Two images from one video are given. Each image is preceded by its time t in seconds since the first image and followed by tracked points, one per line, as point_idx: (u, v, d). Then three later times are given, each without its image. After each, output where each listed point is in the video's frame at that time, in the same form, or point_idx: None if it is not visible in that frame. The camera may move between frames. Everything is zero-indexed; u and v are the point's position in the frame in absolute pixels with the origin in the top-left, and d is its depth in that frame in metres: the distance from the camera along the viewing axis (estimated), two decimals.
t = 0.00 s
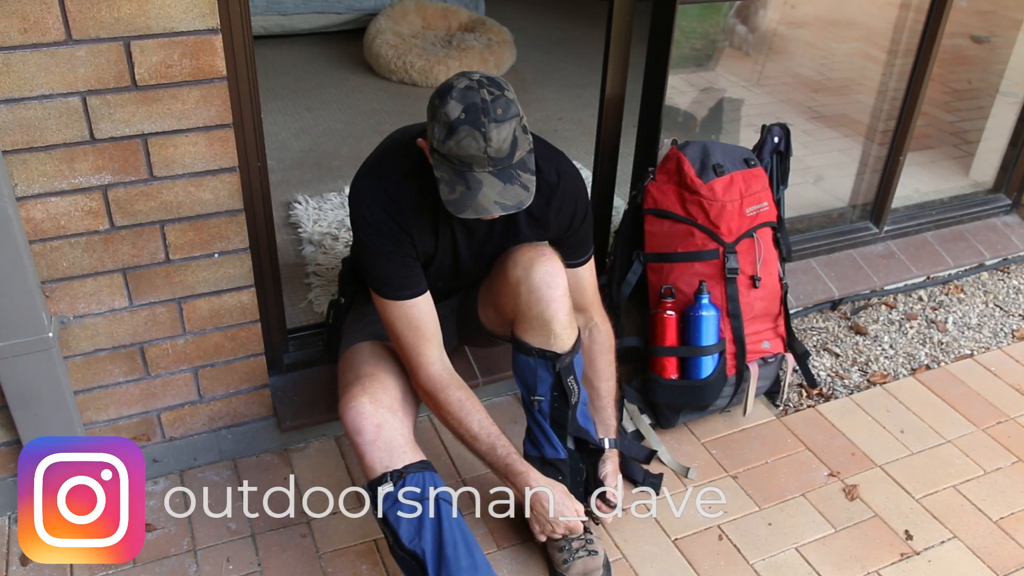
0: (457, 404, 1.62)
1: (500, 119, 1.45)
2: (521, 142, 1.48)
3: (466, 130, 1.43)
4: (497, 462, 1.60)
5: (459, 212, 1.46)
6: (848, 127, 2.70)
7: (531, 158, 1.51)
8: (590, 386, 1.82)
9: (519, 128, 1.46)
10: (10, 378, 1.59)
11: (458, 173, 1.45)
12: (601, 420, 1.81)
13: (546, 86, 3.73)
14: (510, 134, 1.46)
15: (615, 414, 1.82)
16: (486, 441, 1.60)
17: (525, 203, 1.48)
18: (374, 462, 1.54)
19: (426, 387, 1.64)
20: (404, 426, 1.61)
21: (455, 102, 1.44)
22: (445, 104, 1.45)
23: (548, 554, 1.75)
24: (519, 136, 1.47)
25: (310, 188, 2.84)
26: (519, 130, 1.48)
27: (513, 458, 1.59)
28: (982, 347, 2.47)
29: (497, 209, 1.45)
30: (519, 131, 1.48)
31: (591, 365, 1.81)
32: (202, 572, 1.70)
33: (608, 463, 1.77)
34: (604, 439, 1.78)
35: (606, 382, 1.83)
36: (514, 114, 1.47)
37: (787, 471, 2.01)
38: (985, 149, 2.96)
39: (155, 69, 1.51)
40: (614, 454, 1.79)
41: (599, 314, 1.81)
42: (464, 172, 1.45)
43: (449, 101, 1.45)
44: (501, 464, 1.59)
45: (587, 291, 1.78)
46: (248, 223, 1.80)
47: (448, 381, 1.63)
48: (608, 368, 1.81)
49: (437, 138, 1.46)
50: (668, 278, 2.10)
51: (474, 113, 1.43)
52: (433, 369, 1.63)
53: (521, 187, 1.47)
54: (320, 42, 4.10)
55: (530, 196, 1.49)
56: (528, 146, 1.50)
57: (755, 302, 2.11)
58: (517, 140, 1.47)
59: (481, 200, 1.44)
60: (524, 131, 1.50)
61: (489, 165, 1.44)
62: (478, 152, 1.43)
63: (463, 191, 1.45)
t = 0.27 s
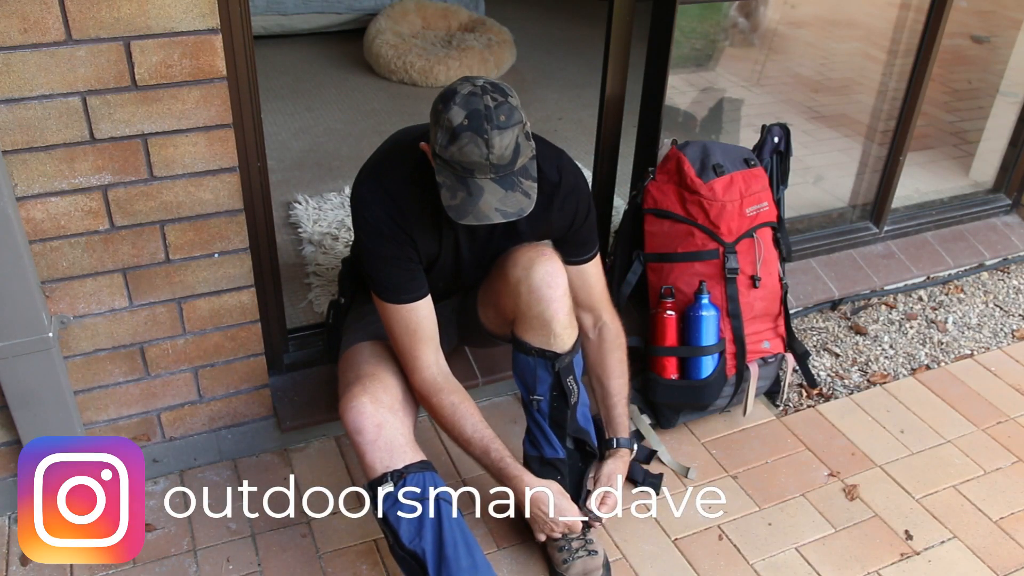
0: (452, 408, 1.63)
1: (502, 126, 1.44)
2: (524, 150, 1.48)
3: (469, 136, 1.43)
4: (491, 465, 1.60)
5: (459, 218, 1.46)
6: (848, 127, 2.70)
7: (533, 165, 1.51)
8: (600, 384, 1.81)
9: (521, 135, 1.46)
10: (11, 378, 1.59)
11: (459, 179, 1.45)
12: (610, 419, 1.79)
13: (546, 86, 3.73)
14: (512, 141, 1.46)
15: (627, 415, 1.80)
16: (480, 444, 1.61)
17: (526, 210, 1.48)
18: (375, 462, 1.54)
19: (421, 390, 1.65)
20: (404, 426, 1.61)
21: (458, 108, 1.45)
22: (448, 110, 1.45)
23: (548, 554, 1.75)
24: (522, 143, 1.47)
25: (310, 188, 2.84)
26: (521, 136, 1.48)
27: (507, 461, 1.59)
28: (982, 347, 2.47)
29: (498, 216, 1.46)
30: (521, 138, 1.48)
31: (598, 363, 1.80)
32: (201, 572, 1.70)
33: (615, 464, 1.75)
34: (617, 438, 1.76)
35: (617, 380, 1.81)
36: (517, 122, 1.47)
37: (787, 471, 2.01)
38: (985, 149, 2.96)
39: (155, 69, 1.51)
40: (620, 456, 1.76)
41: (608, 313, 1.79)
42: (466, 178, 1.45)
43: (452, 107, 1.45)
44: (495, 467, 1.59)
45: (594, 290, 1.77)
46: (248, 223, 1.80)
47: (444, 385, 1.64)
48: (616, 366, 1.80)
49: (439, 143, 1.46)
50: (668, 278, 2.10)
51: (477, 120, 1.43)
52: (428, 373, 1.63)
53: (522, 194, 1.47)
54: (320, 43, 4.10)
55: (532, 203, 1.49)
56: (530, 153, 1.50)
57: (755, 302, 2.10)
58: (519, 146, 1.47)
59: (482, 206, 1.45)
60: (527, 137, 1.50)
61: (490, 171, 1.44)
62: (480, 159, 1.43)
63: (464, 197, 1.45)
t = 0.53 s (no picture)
0: (440, 409, 1.63)
1: (491, 124, 1.44)
2: (513, 148, 1.48)
3: (456, 134, 1.43)
4: (475, 467, 1.58)
5: (446, 215, 1.47)
6: (848, 127, 2.70)
7: (523, 163, 1.51)
8: (605, 382, 1.80)
9: (510, 133, 1.46)
10: (11, 378, 1.59)
11: (447, 176, 1.46)
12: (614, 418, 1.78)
13: (546, 86, 3.73)
14: (501, 139, 1.45)
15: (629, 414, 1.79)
16: (466, 446, 1.60)
17: (513, 209, 1.48)
18: (375, 462, 1.54)
19: (413, 390, 1.66)
20: (405, 426, 1.61)
21: (448, 105, 1.45)
22: (438, 107, 1.46)
23: (548, 554, 1.75)
24: (511, 142, 1.47)
25: (310, 188, 2.84)
26: (511, 134, 1.48)
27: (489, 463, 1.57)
28: (982, 347, 2.47)
29: (483, 215, 1.46)
30: (511, 136, 1.48)
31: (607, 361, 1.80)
32: (201, 572, 1.70)
33: (619, 464, 1.75)
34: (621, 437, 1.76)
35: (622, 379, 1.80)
36: (507, 120, 1.47)
37: (787, 471, 2.01)
38: (985, 149, 2.96)
39: (155, 69, 1.51)
40: (622, 456, 1.75)
41: (613, 310, 1.80)
42: (453, 175, 1.45)
43: (442, 104, 1.45)
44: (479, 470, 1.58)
45: (595, 289, 1.77)
46: (247, 223, 1.80)
47: (437, 386, 1.65)
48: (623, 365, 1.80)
49: (429, 140, 1.46)
50: (668, 278, 2.10)
51: (465, 118, 1.43)
52: (421, 373, 1.65)
53: (510, 193, 1.48)
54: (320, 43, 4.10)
55: (519, 202, 1.49)
56: (520, 151, 1.50)
57: (755, 302, 2.11)
58: (508, 145, 1.47)
59: (469, 205, 1.45)
60: (518, 135, 1.50)
61: (477, 170, 1.45)
62: (468, 157, 1.43)
63: (451, 195, 1.46)
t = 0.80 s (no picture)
0: (436, 411, 1.64)
1: (486, 125, 1.44)
2: (508, 149, 1.48)
3: (450, 136, 1.43)
4: (470, 470, 1.60)
5: (441, 216, 1.48)
6: (848, 127, 2.70)
7: (518, 163, 1.51)
8: (606, 383, 1.80)
9: (505, 135, 1.46)
10: (11, 378, 1.59)
11: (442, 178, 1.46)
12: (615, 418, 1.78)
13: (546, 86, 3.73)
14: (496, 141, 1.45)
15: (632, 415, 1.78)
16: (461, 448, 1.61)
17: (507, 211, 1.49)
18: (374, 463, 1.54)
19: (408, 392, 1.66)
20: (403, 426, 1.61)
21: (443, 106, 1.44)
22: (432, 109, 1.45)
23: (548, 554, 1.74)
24: (505, 143, 1.47)
25: (310, 188, 2.84)
26: (506, 135, 1.48)
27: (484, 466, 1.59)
28: (982, 347, 2.47)
29: (478, 216, 1.47)
30: (506, 137, 1.47)
31: (609, 360, 1.79)
32: (201, 572, 1.70)
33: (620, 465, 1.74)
34: (622, 438, 1.75)
35: (625, 379, 1.80)
36: (502, 121, 1.47)
37: (787, 471, 2.01)
38: (985, 149, 2.96)
39: (155, 69, 1.51)
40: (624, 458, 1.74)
41: (617, 309, 1.80)
42: (448, 177, 1.45)
43: (436, 105, 1.45)
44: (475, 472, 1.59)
45: (595, 288, 1.77)
46: (247, 224, 1.80)
47: (433, 388, 1.65)
48: (627, 365, 1.79)
49: (423, 141, 1.46)
50: (668, 278, 2.10)
51: (459, 119, 1.43)
52: (416, 376, 1.65)
53: (504, 195, 1.48)
54: (320, 43, 4.10)
55: (514, 204, 1.49)
56: (516, 152, 1.50)
57: (755, 302, 2.10)
58: (503, 146, 1.47)
59: (463, 207, 1.46)
60: (513, 136, 1.50)
61: (472, 171, 1.45)
62: (462, 159, 1.43)
63: (446, 197, 1.46)
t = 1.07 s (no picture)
0: (435, 412, 1.64)
1: (488, 130, 1.44)
2: (510, 154, 1.48)
3: (453, 141, 1.43)
4: (468, 470, 1.59)
5: (443, 222, 1.47)
6: (848, 127, 2.70)
7: (520, 169, 1.51)
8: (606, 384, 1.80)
9: (507, 140, 1.46)
10: (11, 378, 1.59)
11: (444, 183, 1.46)
12: (615, 419, 1.78)
13: (546, 86, 3.73)
14: (498, 146, 1.45)
15: (632, 415, 1.78)
16: (460, 449, 1.61)
17: (510, 216, 1.48)
18: (371, 465, 1.54)
19: (407, 391, 1.66)
20: (401, 428, 1.61)
21: (444, 111, 1.45)
22: (434, 114, 1.46)
23: (548, 554, 1.75)
24: (507, 148, 1.47)
25: (310, 188, 2.84)
26: (508, 141, 1.48)
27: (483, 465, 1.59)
28: (982, 347, 2.47)
29: (480, 221, 1.46)
30: (508, 142, 1.47)
31: (609, 360, 1.79)
32: (201, 572, 1.70)
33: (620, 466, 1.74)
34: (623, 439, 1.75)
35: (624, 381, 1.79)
36: (503, 126, 1.47)
37: (787, 471, 2.01)
38: (985, 149, 2.96)
39: (155, 69, 1.51)
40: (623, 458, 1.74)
41: (617, 313, 1.79)
42: (450, 182, 1.45)
43: (438, 111, 1.45)
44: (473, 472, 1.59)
45: (593, 288, 1.77)
46: (248, 224, 1.80)
47: (432, 388, 1.65)
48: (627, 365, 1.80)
49: (426, 147, 1.46)
50: (668, 278, 2.10)
51: (461, 124, 1.43)
52: (416, 377, 1.65)
53: (507, 200, 1.47)
54: (320, 43, 4.10)
55: (516, 209, 1.48)
56: (517, 157, 1.50)
57: (755, 302, 2.11)
58: (505, 151, 1.47)
59: (465, 212, 1.45)
60: (514, 141, 1.50)
61: (474, 176, 1.44)
62: (464, 163, 1.43)
63: (448, 202, 1.45)
